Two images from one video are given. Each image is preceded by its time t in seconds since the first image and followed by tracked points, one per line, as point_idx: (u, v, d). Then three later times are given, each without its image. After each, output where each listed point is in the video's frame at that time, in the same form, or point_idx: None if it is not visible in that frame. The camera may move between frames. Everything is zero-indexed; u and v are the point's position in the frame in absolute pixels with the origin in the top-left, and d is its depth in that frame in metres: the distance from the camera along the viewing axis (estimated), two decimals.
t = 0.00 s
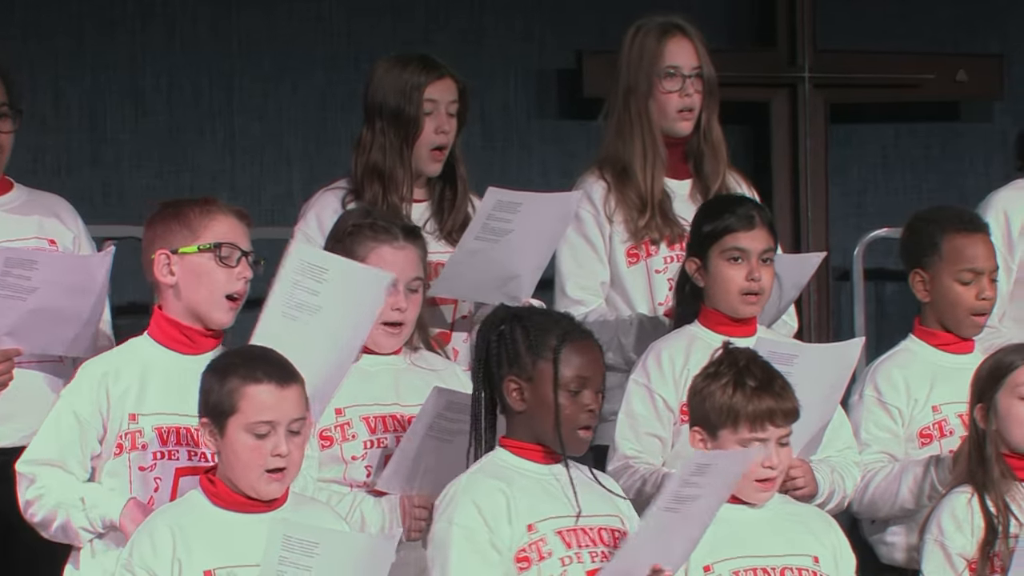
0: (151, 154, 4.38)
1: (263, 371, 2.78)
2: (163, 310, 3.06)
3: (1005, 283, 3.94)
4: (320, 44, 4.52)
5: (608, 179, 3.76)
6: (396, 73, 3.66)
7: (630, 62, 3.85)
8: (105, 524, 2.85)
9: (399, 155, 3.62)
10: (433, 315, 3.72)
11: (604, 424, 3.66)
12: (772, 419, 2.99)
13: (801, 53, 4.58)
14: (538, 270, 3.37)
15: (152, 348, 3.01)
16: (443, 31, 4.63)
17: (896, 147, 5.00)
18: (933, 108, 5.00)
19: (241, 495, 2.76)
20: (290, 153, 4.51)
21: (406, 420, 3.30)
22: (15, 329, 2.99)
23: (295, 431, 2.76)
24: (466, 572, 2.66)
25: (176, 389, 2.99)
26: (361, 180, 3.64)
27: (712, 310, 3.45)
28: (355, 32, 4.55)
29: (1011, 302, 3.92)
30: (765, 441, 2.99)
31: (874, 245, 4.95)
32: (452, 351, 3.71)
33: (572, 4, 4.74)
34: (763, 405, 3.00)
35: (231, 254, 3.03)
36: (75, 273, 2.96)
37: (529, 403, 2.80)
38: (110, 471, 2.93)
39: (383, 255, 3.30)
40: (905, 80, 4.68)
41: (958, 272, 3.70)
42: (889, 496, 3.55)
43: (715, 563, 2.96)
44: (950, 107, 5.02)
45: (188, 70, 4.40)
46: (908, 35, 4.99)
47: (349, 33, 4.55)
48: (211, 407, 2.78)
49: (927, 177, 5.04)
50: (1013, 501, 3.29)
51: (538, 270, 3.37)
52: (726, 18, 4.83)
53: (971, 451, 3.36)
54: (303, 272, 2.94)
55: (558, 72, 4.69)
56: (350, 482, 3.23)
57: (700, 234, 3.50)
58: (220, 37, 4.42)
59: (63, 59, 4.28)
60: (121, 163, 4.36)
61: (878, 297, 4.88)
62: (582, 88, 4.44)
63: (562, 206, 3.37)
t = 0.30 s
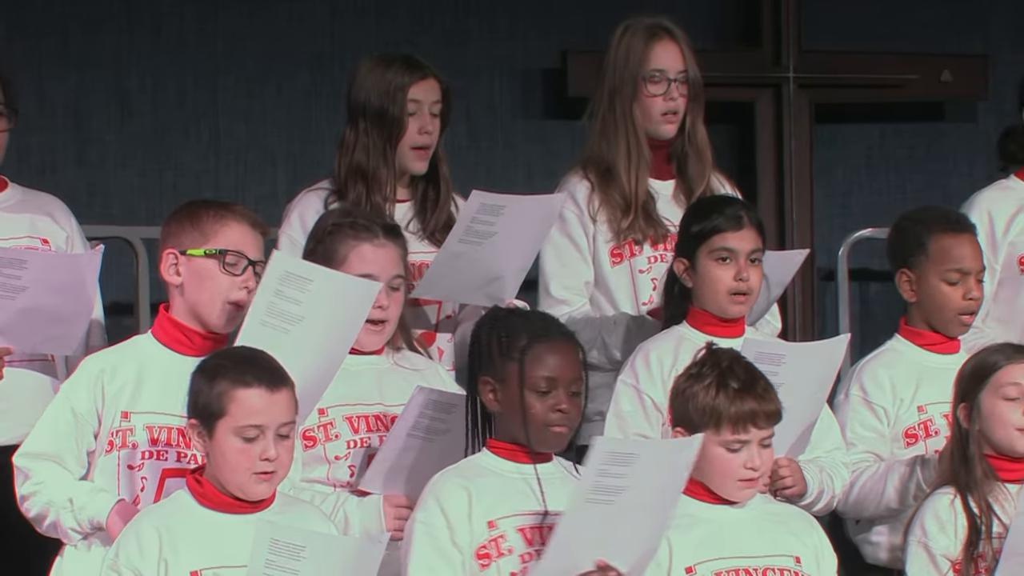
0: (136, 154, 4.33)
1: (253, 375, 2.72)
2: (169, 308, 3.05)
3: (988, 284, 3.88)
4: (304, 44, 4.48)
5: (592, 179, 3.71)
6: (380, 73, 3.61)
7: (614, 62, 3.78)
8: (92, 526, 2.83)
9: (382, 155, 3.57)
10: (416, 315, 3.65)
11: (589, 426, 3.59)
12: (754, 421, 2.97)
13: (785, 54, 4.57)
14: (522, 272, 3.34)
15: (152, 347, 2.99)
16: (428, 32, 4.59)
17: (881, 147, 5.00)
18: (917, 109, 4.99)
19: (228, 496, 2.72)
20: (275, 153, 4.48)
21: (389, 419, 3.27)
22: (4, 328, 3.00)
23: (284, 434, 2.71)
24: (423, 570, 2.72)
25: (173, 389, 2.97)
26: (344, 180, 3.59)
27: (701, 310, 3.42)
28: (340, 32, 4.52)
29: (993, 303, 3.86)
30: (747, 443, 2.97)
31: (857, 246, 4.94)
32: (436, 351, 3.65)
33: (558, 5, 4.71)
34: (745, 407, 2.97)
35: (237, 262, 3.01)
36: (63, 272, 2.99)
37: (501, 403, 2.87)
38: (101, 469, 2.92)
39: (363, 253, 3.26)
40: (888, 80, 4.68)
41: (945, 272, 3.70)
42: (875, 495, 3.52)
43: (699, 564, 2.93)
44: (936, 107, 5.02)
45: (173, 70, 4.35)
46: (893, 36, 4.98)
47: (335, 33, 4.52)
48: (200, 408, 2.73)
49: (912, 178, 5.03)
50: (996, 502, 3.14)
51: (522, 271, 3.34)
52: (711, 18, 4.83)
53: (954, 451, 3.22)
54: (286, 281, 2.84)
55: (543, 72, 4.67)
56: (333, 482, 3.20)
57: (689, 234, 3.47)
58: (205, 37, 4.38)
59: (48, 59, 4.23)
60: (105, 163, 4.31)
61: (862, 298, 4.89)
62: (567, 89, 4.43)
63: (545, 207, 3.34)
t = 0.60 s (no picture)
0: (126, 153, 4.34)
1: (244, 374, 2.75)
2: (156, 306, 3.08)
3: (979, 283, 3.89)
4: (294, 43, 4.46)
5: (583, 178, 3.70)
6: (371, 73, 3.60)
7: (608, 66, 3.74)
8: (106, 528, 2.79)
9: (374, 155, 3.57)
10: (405, 316, 3.61)
11: (581, 425, 3.59)
12: (745, 423, 2.96)
13: (777, 54, 4.53)
14: (512, 274, 3.32)
15: (143, 347, 3.03)
16: (419, 32, 4.56)
17: (872, 147, 4.94)
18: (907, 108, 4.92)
19: (221, 497, 2.74)
20: (266, 152, 4.47)
21: (378, 418, 3.27)
22: (5, 327, 3.03)
23: (275, 435, 2.74)
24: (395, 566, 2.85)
25: (167, 389, 3.02)
26: (335, 180, 3.59)
27: (693, 311, 3.41)
28: (330, 32, 4.50)
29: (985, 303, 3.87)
30: (738, 445, 2.96)
31: (850, 246, 4.92)
32: (428, 351, 3.62)
33: (550, 3, 4.67)
34: (737, 408, 2.96)
35: (229, 262, 3.04)
36: (62, 270, 3.02)
37: (484, 402, 3.01)
38: (99, 469, 2.95)
39: (351, 252, 3.28)
40: (879, 80, 4.63)
41: (939, 272, 3.70)
42: (866, 495, 3.53)
43: (690, 565, 2.93)
44: (926, 107, 4.94)
45: (164, 70, 4.35)
46: (887, 36, 4.91)
47: (325, 32, 4.49)
48: (191, 407, 2.75)
49: (902, 178, 4.97)
50: (987, 502, 3.14)
51: (511, 273, 3.32)
52: (703, 18, 4.78)
53: (944, 452, 3.21)
54: (281, 279, 2.88)
55: (534, 72, 4.63)
56: (323, 482, 3.19)
57: (681, 234, 3.46)
58: (196, 36, 4.38)
59: (40, 59, 4.26)
60: (97, 162, 4.33)
61: (855, 298, 4.88)
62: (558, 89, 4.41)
63: (535, 209, 3.30)
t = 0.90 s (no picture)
0: (113, 153, 4.32)
1: (229, 377, 2.74)
2: (141, 307, 3.08)
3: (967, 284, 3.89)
4: (281, 42, 4.45)
5: (572, 179, 3.69)
6: (359, 73, 3.59)
7: (598, 67, 3.73)
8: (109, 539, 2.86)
9: (362, 155, 3.55)
10: (393, 317, 3.60)
11: (568, 426, 3.59)
12: (733, 423, 2.96)
13: (764, 54, 4.53)
14: (499, 274, 3.31)
15: (129, 350, 3.03)
16: (407, 33, 4.55)
17: (860, 147, 4.94)
18: (894, 108, 4.93)
19: (205, 498, 2.74)
20: (254, 153, 4.45)
21: (364, 418, 3.26)
22: None
23: (259, 438, 2.73)
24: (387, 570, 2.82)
25: (155, 391, 3.03)
26: (324, 180, 3.57)
27: (679, 311, 3.40)
28: (318, 33, 4.48)
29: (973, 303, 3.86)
30: (726, 445, 2.96)
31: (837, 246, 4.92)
32: (417, 352, 3.61)
33: (538, 3, 4.66)
34: (724, 409, 2.97)
35: (211, 259, 3.04)
36: (60, 273, 3.03)
37: (469, 399, 3.00)
38: (93, 475, 2.97)
39: (338, 252, 3.27)
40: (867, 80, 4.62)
41: (927, 272, 3.70)
42: (853, 495, 3.53)
43: (678, 566, 2.92)
44: (913, 107, 4.95)
45: (151, 71, 4.33)
46: (874, 35, 4.92)
47: (312, 33, 4.48)
48: (176, 410, 2.74)
49: (890, 178, 4.97)
50: (975, 503, 3.14)
51: (498, 274, 3.31)
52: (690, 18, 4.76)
53: (931, 452, 3.20)
54: (279, 278, 2.88)
55: (521, 72, 4.62)
56: (309, 482, 3.18)
57: (668, 234, 3.45)
58: (183, 37, 4.37)
59: (26, 59, 4.24)
60: (83, 163, 4.31)
61: (842, 297, 4.88)
62: (546, 89, 4.40)
63: (524, 210, 3.29)
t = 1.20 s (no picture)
0: (94, 153, 4.29)
1: (206, 381, 2.71)
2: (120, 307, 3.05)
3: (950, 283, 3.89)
4: (262, 42, 4.43)
5: (556, 178, 3.69)
6: (343, 73, 3.58)
7: (584, 67, 3.72)
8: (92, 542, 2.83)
9: (346, 155, 3.54)
10: (375, 318, 3.58)
11: (552, 425, 3.58)
12: (715, 420, 2.94)
13: (746, 55, 4.53)
14: (482, 276, 3.26)
15: (109, 351, 3.01)
16: (389, 32, 4.53)
17: (841, 147, 4.95)
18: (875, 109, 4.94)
19: (179, 499, 2.72)
20: (235, 153, 4.42)
21: (344, 419, 3.25)
22: None
23: (236, 441, 2.70)
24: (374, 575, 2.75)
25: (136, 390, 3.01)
26: (307, 180, 3.55)
27: (659, 310, 3.39)
28: (299, 32, 4.46)
29: (955, 303, 3.87)
30: (708, 444, 2.94)
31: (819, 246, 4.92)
32: (399, 352, 3.58)
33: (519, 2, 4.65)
34: (707, 407, 2.94)
35: (186, 256, 2.99)
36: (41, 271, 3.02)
37: (450, 399, 2.89)
38: (75, 477, 2.94)
39: (318, 252, 3.24)
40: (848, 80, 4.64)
41: (906, 273, 3.69)
42: (833, 496, 3.52)
43: (661, 566, 2.91)
44: (894, 107, 4.97)
45: (132, 70, 4.31)
46: (855, 36, 4.93)
47: (294, 33, 4.45)
48: (153, 413, 2.72)
49: (872, 178, 4.98)
50: (964, 504, 3.14)
51: (482, 274, 3.26)
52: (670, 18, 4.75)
53: (919, 452, 3.21)
54: (258, 279, 2.84)
55: (504, 72, 4.61)
56: (290, 482, 3.17)
57: (647, 235, 3.42)
58: (164, 37, 4.33)
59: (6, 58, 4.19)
60: (64, 162, 4.27)
61: (824, 297, 4.89)
62: (529, 89, 4.38)
63: (507, 210, 3.27)
